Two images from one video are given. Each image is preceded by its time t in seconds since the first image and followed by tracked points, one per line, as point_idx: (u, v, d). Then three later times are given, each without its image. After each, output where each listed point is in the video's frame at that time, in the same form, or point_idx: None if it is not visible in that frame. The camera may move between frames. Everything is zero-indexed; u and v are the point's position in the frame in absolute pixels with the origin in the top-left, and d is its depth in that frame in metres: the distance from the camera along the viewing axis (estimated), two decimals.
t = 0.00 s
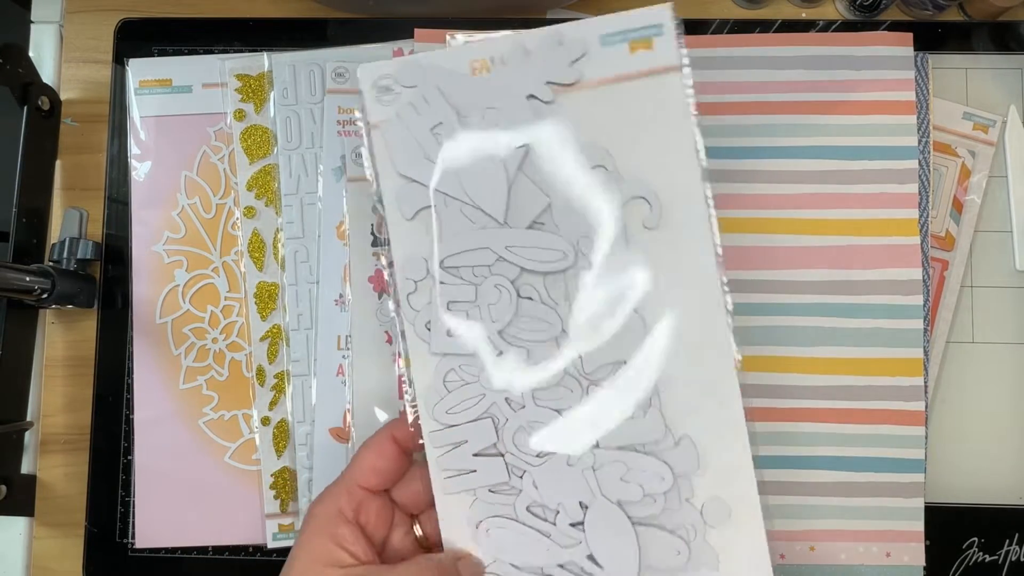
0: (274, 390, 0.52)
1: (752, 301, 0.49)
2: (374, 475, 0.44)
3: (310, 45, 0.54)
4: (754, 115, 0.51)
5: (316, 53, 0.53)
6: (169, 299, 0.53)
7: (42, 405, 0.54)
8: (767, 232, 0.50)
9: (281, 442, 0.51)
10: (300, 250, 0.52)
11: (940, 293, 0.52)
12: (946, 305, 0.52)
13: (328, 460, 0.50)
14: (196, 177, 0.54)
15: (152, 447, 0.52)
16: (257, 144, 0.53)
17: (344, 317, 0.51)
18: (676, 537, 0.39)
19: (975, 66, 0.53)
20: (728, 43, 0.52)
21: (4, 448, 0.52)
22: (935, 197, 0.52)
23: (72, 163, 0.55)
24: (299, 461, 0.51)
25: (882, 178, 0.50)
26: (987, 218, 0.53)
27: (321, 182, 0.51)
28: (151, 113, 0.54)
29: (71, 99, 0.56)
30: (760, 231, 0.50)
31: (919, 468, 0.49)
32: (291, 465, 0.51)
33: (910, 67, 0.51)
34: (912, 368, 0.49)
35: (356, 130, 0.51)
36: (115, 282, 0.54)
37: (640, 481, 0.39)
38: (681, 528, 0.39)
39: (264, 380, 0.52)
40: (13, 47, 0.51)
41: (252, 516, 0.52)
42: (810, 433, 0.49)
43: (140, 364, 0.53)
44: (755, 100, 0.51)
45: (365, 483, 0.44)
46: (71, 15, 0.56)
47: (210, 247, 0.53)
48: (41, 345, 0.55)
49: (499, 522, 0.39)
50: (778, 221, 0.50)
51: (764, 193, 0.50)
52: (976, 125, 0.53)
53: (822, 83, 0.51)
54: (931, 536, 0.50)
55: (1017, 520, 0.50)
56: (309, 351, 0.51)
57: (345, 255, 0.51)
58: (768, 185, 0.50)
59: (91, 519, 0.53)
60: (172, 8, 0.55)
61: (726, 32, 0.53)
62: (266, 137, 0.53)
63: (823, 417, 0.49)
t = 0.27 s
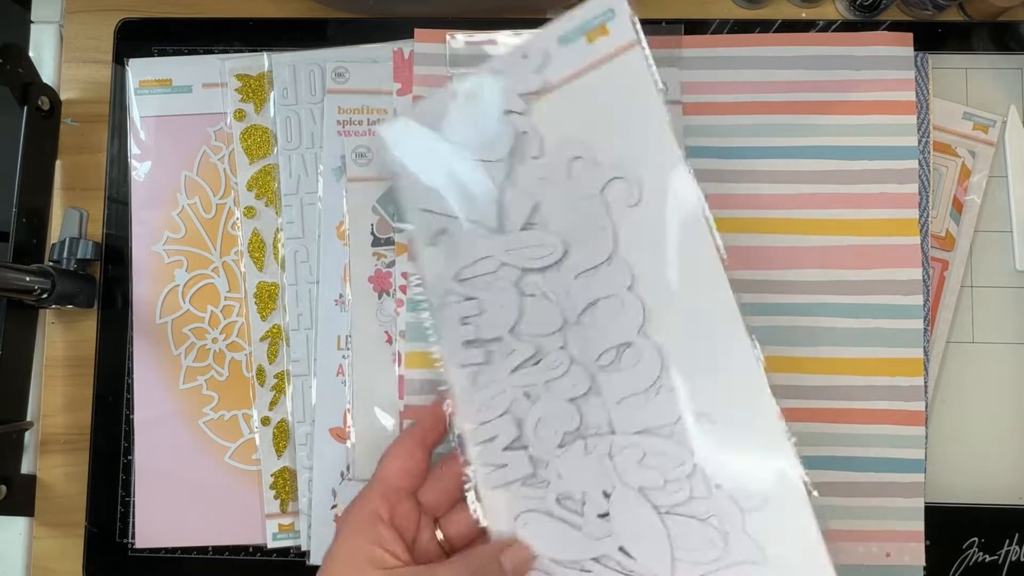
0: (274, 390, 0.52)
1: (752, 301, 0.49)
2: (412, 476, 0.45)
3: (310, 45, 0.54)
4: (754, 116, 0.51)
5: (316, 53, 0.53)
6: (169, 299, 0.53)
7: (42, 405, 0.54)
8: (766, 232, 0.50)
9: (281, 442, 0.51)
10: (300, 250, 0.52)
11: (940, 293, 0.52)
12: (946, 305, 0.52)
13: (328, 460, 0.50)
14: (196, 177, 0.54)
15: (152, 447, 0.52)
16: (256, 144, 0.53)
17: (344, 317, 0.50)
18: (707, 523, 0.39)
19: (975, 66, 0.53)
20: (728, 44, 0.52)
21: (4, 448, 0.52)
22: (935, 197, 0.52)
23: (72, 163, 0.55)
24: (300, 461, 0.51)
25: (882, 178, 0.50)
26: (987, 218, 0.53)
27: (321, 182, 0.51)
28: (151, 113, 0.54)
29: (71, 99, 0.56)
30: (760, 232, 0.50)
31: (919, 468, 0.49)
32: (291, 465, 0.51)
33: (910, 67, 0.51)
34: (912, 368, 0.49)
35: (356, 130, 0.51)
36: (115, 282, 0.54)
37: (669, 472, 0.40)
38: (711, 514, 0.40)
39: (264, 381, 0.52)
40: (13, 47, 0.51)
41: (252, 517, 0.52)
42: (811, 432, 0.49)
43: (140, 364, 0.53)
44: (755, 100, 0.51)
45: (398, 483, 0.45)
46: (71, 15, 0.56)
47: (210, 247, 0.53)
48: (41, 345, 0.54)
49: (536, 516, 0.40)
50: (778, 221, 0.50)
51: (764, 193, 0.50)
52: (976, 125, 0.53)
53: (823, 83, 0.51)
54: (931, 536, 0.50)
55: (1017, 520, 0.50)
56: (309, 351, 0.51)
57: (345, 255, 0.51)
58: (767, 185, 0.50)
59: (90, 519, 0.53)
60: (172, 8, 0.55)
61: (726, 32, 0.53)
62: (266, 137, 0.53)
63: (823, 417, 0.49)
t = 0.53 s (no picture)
0: (274, 390, 0.52)
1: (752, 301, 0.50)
2: (427, 464, 0.40)
3: (310, 45, 0.54)
4: (754, 116, 0.51)
5: (316, 53, 0.53)
6: (169, 299, 0.53)
7: (42, 405, 0.54)
8: (765, 232, 0.50)
9: (281, 442, 0.51)
10: (300, 250, 0.52)
11: (940, 293, 0.52)
12: (946, 305, 0.52)
13: (328, 460, 0.50)
14: (196, 177, 0.54)
15: (152, 447, 0.52)
16: (257, 144, 0.53)
17: (344, 317, 0.51)
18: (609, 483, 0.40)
19: (974, 66, 0.53)
20: (727, 44, 0.52)
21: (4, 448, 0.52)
22: (935, 197, 0.52)
23: (72, 163, 0.55)
24: (299, 461, 0.51)
25: (881, 178, 0.50)
26: (987, 218, 0.53)
27: (322, 182, 0.52)
28: (151, 113, 0.54)
29: (71, 99, 0.56)
30: (760, 232, 0.50)
31: (919, 468, 0.49)
32: (291, 465, 0.51)
33: (910, 67, 0.51)
34: (912, 368, 0.49)
35: (356, 130, 0.52)
36: (115, 282, 0.54)
37: (657, 471, 0.39)
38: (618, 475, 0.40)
39: (264, 381, 0.52)
40: (13, 47, 0.51)
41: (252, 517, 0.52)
42: (811, 433, 0.49)
43: (140, 364, 0.53)
44: (755, 101, 0.51)
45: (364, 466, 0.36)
46: (71, 15, 0.56)
47: (210, 247, 0.53)
48: (41, 345, 0.54)
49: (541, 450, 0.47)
50: (777, 221, 0.50)
51: (764, 193, 0.50)
52: (976, 125, 0.53)
53: (823, 82, 0.51)
54: (931, 536, 0.50)
55: (1016, 520, 0.50)
56: (309, 351, 0.51)
57: (345, 256, 0.51)
58: (767, 185, 0.50)
59: (91, 519, 0.53)
60: (171, 8, 0.55)
61: (725, 32, 0.53)
62: (266, 137, 0.53)
63: (824, 417, 0.49)
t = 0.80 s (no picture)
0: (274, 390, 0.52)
1: (752, 301, 0.50)
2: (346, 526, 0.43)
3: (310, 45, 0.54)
4: (754, 116, 0.51)
5: (317, 53, 0.53)
6: (169, 299, 0.53)
7: (42, 405, 0.54)
8: (765, 232, 0.50)
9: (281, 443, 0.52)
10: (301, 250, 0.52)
11: (940, 293, 0.52)
12: (946, 305, 0.52)
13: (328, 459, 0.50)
14: (196, 177, 0.54)
15: (152, 447, 0.52)
16: (257, 145, 0.53)
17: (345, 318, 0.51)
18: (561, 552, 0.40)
19: (974, 66, 0.53)
20: (728, 45, 0.52)
21: (4, 448, 0.52)
22: (935, 197, 0.52)
23: (71, 163, 0.55)
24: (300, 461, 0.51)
25: (881, 178, 0.50)
26: (987, 218, 0.53)
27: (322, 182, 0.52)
28: (151, 112, 0.54)
29: (71, 99, 0.56)
30: (759, 232, 0.50)
31: (919, 468, 0.49)
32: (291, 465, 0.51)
33: (910, 67, 0.51)
34: (913, 368, 0.49)
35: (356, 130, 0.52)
36: (115, 283, 0.54)
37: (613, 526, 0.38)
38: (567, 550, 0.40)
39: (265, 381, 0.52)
40: (13, 47, 0.51)
41: (252, 517, 0.52)
42: (811, 432, 0.49)
43: (141, 364, 0.53)
44: (754, 101, 0.51)
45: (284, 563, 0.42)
46: (71, 15, 0.56)
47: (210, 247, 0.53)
48: (41, 345, 0.55)
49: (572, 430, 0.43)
50: (777, 221, 0.50)
51: (764, 193, 0.50)
52: (976, 125, 0.53)
53: (823, 82, 0.51)
54: (931, 536, 0.50)
55: (1016, 520, 0.50)
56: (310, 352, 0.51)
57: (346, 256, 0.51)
58: (767, 185, 0.50)
59: (90, 519, 0.53)
60: (172, 8, 0.55)
61: (726, 32, 0.52)
62: (266, 138, 0.53)
63: (824, 417, 0.49)
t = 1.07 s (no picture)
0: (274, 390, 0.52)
1: (753, 301, 0.50)
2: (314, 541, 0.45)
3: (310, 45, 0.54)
4: (754, 116, 0.51)
5: (317, 53, 0.53)
6: (169, 299, 0.53)
7: (42, 405, 0.54)
8: (763, 232, 0.50)
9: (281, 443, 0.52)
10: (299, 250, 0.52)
11: (940, 293, 0.52)
12: (946, 305, 0.52)
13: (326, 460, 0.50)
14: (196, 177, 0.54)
15: (152, 447, 0.52)
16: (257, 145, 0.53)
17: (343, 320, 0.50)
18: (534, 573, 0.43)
19: (974, 66, 0.53)
20: (727, 45, 0.52)
21: (4, 448, 0.52)
22: (935, 198, 0.52)
23: (71, 163, 0.55)
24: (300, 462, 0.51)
25: (881, 178, 0.50)
26: (987, 218, 0.53)
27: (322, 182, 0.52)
28: (151, 112, 0.54)
29: (71, 99, 0.56)
30: (759, 231, 0.50)
31: (919, 468, 0.49)
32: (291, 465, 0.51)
33: (910, 67, 0.51)
34: (913, 368, 0.49)
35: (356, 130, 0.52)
36: (115, 283, 0.54)
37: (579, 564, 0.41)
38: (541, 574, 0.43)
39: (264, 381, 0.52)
40: (13, 47, 0.51)
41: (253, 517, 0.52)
42: (811, 432, 0.49)
43: (141, 364, 0.53)
44: (754, 101, 0.51)
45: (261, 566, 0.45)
46: (71, 15, 0.56)
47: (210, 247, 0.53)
48: (41, 344, 0.54)
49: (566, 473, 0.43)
50: (777, 221, 0.50)
51: (764, 193, 0.50)
52: (976, 125, 0.53)
53: (823, 82, 0.51)
54: (931, 536, 0.50)
55: (1016, 520, 0.50)
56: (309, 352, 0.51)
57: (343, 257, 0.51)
58: (767, 185, 0.50)
59: (91, 519, 0.53)
60: (172, 8, 0.55)
61: (726, 32, 0.52)
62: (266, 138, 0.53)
63: (824, 418, 0.49)
